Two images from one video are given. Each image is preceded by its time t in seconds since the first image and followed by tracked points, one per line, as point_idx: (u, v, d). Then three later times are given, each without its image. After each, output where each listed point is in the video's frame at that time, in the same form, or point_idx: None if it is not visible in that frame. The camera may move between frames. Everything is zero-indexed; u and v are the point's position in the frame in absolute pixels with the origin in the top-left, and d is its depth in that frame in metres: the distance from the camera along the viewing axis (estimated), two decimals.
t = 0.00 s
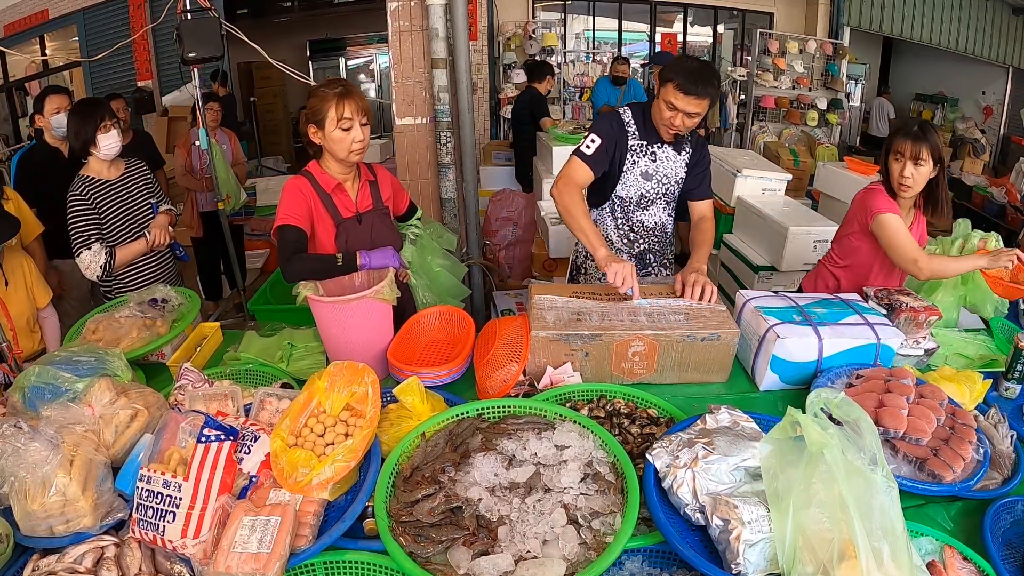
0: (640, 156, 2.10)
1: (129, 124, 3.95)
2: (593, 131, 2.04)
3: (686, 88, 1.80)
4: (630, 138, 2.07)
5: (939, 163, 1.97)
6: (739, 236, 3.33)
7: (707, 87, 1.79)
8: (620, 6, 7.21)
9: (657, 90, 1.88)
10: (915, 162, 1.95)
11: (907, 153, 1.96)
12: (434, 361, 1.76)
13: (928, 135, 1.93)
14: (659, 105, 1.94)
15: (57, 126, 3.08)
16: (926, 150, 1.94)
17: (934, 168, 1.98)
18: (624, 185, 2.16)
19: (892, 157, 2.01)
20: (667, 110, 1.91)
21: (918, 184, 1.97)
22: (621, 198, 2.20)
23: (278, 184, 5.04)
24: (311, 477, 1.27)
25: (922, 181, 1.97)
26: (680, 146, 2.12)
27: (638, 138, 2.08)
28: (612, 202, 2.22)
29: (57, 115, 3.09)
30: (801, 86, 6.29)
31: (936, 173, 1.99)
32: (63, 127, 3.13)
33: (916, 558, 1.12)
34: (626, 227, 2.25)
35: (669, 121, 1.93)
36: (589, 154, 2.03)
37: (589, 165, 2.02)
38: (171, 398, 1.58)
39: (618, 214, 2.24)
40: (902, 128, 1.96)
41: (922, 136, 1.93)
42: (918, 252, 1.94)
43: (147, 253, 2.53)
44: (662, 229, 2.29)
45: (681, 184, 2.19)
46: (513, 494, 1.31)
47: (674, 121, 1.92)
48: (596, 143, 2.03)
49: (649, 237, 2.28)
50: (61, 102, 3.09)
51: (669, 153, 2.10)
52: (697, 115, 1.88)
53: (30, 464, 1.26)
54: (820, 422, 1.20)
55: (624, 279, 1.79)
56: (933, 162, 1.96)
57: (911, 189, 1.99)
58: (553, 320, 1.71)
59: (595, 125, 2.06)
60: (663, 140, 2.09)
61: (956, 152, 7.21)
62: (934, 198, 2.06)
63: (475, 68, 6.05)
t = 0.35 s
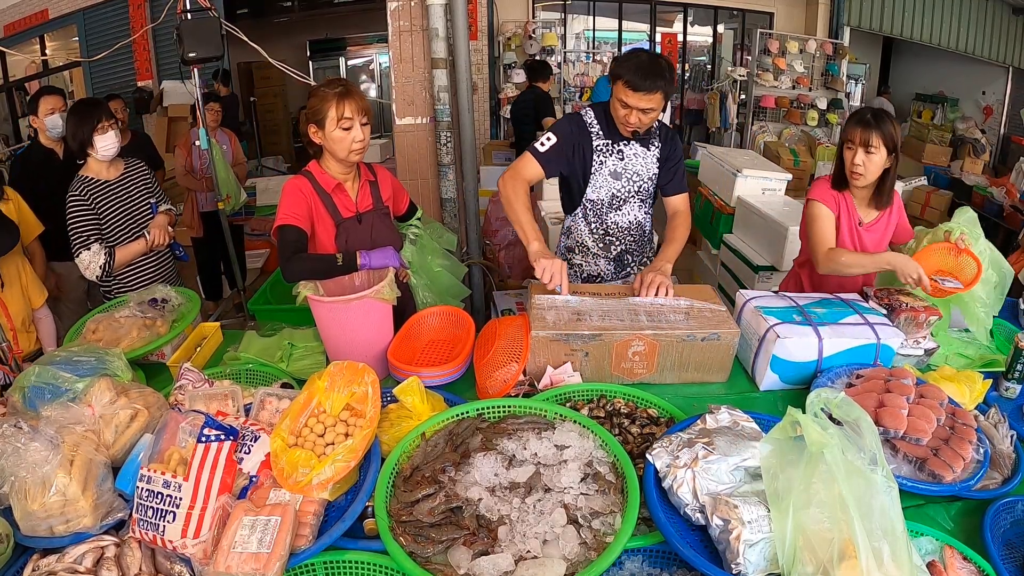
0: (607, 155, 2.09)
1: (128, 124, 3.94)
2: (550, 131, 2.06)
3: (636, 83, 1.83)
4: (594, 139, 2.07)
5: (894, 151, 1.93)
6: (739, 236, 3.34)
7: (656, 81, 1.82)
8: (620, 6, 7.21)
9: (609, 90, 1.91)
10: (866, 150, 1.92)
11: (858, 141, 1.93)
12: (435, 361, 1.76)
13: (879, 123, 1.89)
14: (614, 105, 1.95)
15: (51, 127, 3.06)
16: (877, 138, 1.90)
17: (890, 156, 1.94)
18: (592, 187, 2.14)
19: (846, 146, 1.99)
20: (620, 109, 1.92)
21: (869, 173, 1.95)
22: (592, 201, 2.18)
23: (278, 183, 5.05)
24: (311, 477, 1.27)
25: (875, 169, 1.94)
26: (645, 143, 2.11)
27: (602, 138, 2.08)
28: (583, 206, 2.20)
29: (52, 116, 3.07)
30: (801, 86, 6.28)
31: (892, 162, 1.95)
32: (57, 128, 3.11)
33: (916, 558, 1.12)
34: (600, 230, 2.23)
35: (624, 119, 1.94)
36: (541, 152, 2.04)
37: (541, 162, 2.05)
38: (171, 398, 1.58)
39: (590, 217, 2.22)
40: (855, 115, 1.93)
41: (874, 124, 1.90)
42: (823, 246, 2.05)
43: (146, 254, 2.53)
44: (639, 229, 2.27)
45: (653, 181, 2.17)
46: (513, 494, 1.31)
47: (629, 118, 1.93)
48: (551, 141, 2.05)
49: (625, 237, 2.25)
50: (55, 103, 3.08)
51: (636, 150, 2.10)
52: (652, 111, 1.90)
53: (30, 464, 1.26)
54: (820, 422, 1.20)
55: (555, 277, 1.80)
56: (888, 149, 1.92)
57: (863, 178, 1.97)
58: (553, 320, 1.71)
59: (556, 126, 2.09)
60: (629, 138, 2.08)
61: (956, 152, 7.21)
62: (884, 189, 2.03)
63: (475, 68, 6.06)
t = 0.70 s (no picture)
0: (590, 151, 2.10)
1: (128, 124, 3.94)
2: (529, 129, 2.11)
3: (614, 76, 1.83)
4: (576, 134, 2.09)
5: (851, 147, 1.91)
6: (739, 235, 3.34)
7: (632, 74, 1.82)
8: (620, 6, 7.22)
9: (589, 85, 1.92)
10: (821, 144, 1.91)
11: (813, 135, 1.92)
12: (435, 361, 1.76)
13: (836, 117, 1.88)
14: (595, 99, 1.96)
15: (42, 129, 3.06)
16: (833, 132, 1.89)
17: (848, 151, 1.92)
18: (575, 183, 2.15)
19: (802, 141, 1.98)
20: (601, 103, 1.93)
21: (824, 167, 1.94)
22: (579, 198, 2.18)
23: (278, 184, 5.05)
24: (311, 477, 1.27)
25: (830, 163, 1.93)
26: (629, 138, 2.11)
27: (585, 134, 2.09)
28: (569, 203, 2.21)
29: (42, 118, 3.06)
30: (801, 86, 6.28)
31: (849, 157, 1.93)
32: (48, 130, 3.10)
33: (916, 559, 1.12)
34: (587, 228, 2.23)
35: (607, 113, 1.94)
36: (517, 149, 2.09)
37: (516, 158, 2.09)
38: (171, 398, 1.58)
39: (577, 215, 2.22)
40: (812, 109, 1.92)
41: (830, 118, 1.88)
42: (752, 236, 2.05)
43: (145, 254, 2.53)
44: (630, 225, 2.25)
45: (640, 177, 2.17)
46: (513, 494, 1.30)
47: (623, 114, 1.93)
48: (528, 138, 2.10)
49: (613, 234, 2.24)
50: (46, 105, 3.07)
51: (620, 145, 2.10)
52: (631, 104, 1.90)
53: (30, 464, 1.26)
54: (820, 422, 1.20)
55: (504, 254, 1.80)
56: (845, 145, 1.90)
57: (817, 172, 1.95)
58: (553, 320, 1.71)
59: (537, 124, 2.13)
60: (612, 133, 2.09)
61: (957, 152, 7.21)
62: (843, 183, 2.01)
63: (475, 68, 6.07)
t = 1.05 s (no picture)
0: (590, 146, 2.12)
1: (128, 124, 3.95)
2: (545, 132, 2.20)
3: (617, 69, 1.83)
4: (579, 129, 2.13)
5: (828, 143, 1.90)
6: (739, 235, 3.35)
7: (635, 65, 1.82)
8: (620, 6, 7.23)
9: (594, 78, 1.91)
10: (798, 143, 1.90)
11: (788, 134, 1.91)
12: (435, 361, 1.76)
13: (811, 114, 1.87)
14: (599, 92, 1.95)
15: (36, 131, 3.05)
16: (809, 130, 1.88)
17: (824, 148, 1.92)
18: (578, 177, 2.19)
19: (779, 139, 1.97)
20: (606, 96, 1.93)
21: (801, 165, 1.93)
22: (579, 191, 2.21)
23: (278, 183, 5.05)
24: (311, 477, 1.27)
25: (807, 161, 1.92)
26: (629, 134, 2.11)
27: (587, 129, 2.12)
28: (572, 196, 2.25)
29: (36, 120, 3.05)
30: (801, 86, 6.28)
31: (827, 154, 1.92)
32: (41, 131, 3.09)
33: (916, 558, 1.12)
34: (586, 221, 2.26)
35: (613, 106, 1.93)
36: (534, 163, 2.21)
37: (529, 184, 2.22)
38: (171, 398, 1.58)
39: (578, 207, 2.25)
40: (786, 108, 1.91)
41: (804, 115, 1.87)
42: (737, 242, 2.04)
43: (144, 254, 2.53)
44: (629, 222, 2.24)
45: (641, 174, 2.16)
46: (513, 494, 1.31)
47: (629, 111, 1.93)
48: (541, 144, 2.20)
49: (610, 229, 2.24)
50: (39, 107, 3.07)
51: (620, 141, 2.11)
52: (636, 95, 1.89)
53: (30, 464, 1.26)
54: (820, 422, 1.20)
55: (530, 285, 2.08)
56: (821, 142, 1.90)
57: (795, 170, 1.94)
58: (552, 320, 1.72)
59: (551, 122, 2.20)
60: (613, 129, 2.11)
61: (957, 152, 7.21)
62: (821, 179, 2.00)
63: (475, 68, 6.08)
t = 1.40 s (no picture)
0: (600, 143, 2.15)
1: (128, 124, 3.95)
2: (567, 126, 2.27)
3: (633, 76, 1.84)
4: (593, 126, 2.16)
5: (821, 138, 1.91)
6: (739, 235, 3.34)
7: (651, 74, 1.82)
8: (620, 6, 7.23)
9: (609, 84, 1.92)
10: (790, 139, 1.91)
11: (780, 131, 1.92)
12: (435, 361, 1.76)
13: (802, 110, 1.88)
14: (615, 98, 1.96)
15: (33, 132, 3.07)
16: (798, 125, 1.89)
17: (818, 143, 1.92)
18: (587, 168, 2.22)
19: (773, 136, 1.98)
20: (620, 103, 1.94)
21: (796, 161, 1.93)
22: (589, 182, 2.25)
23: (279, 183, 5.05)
24: (311, 477, 1.27)
25: (801, 156, 1.92)
26: (638, 136, 2.11)
27: (601, 127, 2.15)
28: (583, 185, 2.29)
29: (33, 121, 3.06)
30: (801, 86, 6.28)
31: (821, 148, 1.92)
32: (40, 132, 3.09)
33: (916, 558, 1.12)
34: (592, 211, 2.29)
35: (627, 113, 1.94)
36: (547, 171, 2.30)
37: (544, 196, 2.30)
38: (171, 398, 1.58)
39: (586, 198, 2.29)
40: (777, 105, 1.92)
41: (793, 112, 1.88)
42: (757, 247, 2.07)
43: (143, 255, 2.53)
44: (629, 220, 2.24)
45: (646, 177, 2.15)
46: (513, 494, 1.31)
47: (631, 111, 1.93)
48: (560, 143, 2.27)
49: (611, 225, 2.26)
50: (36, 108, 3.08)
51: (627, 143, 2.12)
52: (650, 103, 1.91)
53: (30, 464, 1.26)
54: (820, 422, 1.20)
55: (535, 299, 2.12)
56: (813, 137, 1.90)
57: (790, 166, 1.95)
58: (553, 320, 1.71)
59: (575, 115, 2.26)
60: (623, 130, 2.12)
61: (957, 152, 7.20)
62: (817, 171, 2.00)
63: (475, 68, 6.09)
